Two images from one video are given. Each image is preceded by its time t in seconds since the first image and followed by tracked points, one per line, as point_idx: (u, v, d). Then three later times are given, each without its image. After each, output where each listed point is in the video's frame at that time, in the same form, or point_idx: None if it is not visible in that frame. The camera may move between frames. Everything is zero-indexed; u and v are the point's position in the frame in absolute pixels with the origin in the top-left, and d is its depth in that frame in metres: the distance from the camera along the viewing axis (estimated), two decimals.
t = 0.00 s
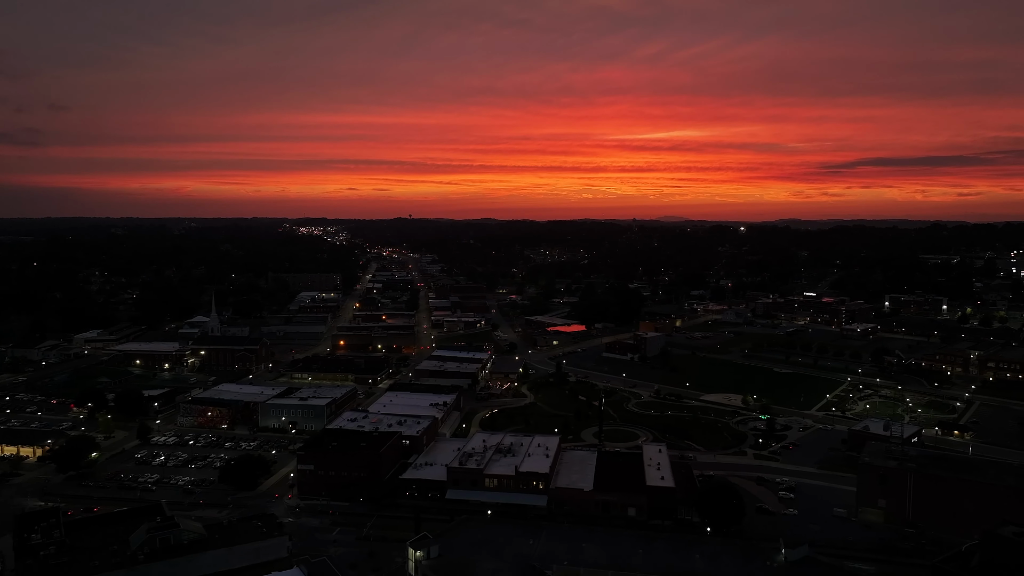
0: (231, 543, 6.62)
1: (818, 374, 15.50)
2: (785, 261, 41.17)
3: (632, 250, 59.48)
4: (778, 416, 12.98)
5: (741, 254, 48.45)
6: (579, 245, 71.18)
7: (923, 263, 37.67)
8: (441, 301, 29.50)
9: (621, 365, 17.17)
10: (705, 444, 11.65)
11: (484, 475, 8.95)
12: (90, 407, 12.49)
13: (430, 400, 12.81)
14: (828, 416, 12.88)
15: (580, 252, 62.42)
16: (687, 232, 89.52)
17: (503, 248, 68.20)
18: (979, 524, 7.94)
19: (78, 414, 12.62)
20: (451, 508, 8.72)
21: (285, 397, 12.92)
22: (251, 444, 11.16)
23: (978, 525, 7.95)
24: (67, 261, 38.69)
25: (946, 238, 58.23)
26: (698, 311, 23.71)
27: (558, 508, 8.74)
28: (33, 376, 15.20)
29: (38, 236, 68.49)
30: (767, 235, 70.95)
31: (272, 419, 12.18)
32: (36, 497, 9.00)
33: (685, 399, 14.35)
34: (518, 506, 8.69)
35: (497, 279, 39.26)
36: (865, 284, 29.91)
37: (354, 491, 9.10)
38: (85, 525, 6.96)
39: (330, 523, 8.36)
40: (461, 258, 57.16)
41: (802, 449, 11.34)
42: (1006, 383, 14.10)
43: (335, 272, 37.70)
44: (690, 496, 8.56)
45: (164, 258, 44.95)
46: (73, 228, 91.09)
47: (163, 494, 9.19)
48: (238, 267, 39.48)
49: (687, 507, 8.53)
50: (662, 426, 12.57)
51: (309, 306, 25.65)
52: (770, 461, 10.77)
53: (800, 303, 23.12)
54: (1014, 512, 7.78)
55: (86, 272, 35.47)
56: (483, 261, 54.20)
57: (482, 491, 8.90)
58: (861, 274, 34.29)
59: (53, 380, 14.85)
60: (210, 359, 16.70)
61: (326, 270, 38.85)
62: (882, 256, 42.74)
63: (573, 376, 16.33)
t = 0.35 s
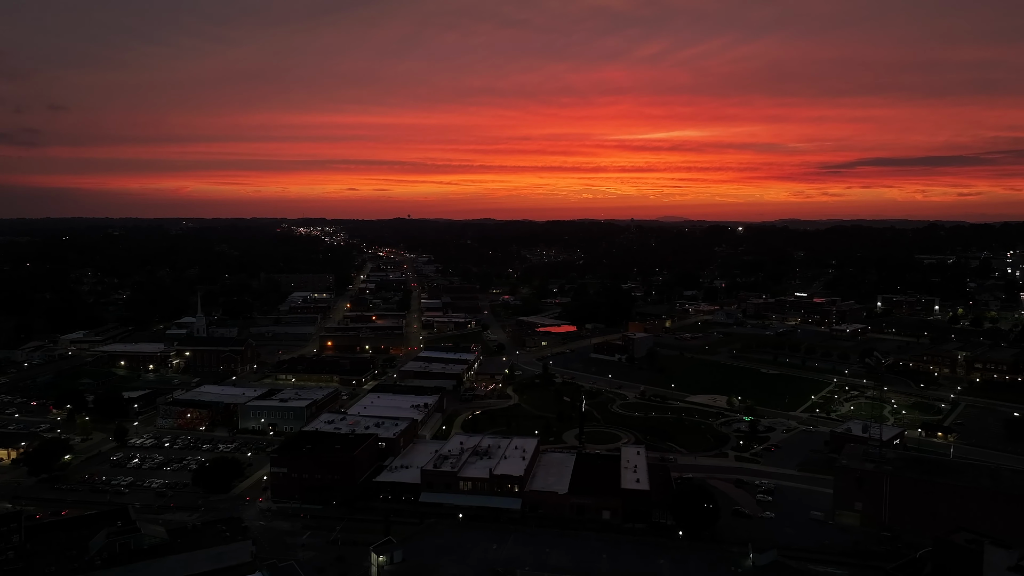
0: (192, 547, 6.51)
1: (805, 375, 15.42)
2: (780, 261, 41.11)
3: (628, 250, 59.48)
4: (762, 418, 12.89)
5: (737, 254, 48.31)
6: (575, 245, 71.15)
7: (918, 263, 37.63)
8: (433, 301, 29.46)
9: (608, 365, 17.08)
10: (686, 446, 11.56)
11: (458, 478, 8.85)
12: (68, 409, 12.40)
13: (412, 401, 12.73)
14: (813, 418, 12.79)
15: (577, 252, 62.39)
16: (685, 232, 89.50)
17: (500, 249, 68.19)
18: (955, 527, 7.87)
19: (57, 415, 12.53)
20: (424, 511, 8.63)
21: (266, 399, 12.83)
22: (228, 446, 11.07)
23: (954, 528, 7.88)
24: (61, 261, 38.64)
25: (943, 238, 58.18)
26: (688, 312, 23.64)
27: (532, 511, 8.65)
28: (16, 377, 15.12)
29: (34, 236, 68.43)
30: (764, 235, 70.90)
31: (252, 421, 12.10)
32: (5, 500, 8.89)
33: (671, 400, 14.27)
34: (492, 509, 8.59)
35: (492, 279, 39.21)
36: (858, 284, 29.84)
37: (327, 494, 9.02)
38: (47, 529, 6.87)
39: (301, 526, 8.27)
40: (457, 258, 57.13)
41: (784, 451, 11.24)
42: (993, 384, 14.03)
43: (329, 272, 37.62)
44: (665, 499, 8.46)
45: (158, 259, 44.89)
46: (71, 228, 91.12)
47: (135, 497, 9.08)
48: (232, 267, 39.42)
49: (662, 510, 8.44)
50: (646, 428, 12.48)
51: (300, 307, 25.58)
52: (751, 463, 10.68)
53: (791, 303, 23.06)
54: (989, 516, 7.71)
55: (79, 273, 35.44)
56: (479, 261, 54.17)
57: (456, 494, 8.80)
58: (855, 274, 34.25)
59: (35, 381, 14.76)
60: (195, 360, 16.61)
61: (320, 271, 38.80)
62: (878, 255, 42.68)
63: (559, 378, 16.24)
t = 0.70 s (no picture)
0: (154, 553, 6.42)
1: (792, 376, 15.34)
2: (775, 261, 41.04)
3: (625, 250, 59.40)
4: (747, 419, 12.81)
5: (733, 254, 48.31)
6: (572, 245, 71.09)
7: (913, 263, 37.54)
8: (426, 301, 29.42)
9: (595, 366, 17.00)
10: (669, 447, 11.49)
11: (433, 480, 8.77)
12: (48, 410, 12.32)
13: (393, 403, 12.65)
14: (798, 419, 12.71)
15: (573, 252, 62.31)
16: (682, 232, 89.42)
17: (496, 249, 68.09)
18: (931, 531, 7.80)
19: (36, 417, 12.45)
20: (398, 514, 8.55)
21: (247, 400, 12.74)
22: (206, 448, 10.99)
23: (930, 531, 7.81)
24: (54, 262, 38.57)
25: (940, 238, 58.12)
26: (679, 312, 23.57)
27: (506, 514, 8.57)
28: None
29: (30, 236, 68.33)
30: (761, 235, 70.78)
31: (231, 422, 12.01)
32: None
33: (656, 402, 14.19)
34: (466, 512, 8.51)
35: (486, 279, 39.13)
36: (852, 285, 29.74)
37: (301, 497, 8.95)
38: (8, 533, 6.78)
39: (272, 530, 8.20)
40: (453, 258, 57.07)
41: (766, 453, 11.15)
42: (980, 385, 13.95)
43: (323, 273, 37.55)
44: (641, 503, 8.36)
45: (153, 258, 44.84)
46: (68, 228, 91.03)
47: (107, 500, 8.99)
48: (226, 267, 39.34)
49: (637, 514, 8.35)
50: (629, 430, 12.39)
51: (290, 307, 25.48)
52: (733, 465, 10.60)
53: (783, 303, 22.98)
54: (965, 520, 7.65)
55: (72, 274, 35.34)
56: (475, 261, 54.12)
57: (430, 497, 8.71)
58: (849, 274, 34.15)
59: (17, 382, 14.67)
60: (181, 361, 16.53)
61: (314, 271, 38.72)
62: (873, 255, 42.63)
63: (546, 379, 16.14)
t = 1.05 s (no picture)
0: (113, 559, 6.29)
1: (780, 377, 15.23)
2: (770, 261, 40.94)
3: (621, 250, 59.29)
4: (732, 421, 12.70)
5: (729, 254, 48.20)
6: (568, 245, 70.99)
7: (908, 263, 37.43)
8: (418, 302, 29.34)
9: (583, 367, 16.90)
10: (651, 449, 11.39)
11: (407, 484, 8.66)
12: (26, 413, 12.21)
13: (375, 404, 12.55)
14: (783, 421, 12.61)
15: (569, 252, 62.19)
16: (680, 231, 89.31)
17: (493, 249, 67.96)
18: (909, 536, 7.70)
19: (15, 419, 12.34)
20: (371, 518, 8.45)
21: (228, 402, 12.64)
22: (183, 450, 10.88)
23: (909, 536, 7.71)
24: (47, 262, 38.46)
25: (937, 238, 58.02)
26: (670, 312, 23.47)
27: (481, 518, 8.47)
28: None
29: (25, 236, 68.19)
30: (758, 235, 70.62)
31: (211, 425, 11.90)
32: None
33: (642, 403, 14.08)
34: (440, 516, 8.41)
35: (481, 279, 39.02)
36: (846, 285, 29.63)
37: (275, 500, 8.85)
38: None
39: (243, 534, 8.10)
40: (449, 258, 56.98)
41: (749, 455, 11.05)
42: (968, 386, 13.86)
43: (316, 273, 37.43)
44: (616, 507, 8.26)
45: (147, 258, 44.71)
46: (65, 228, 90.89)
47: (79, 503, 8.88)
48: (219, 267, 39.22)
49: (613, 518, 8.26)
50: (613, 432, 12.29)
51: (280, 307, 25.38)
52: (715, 468, 10.50)
53: (774, 304, 22.86)
54: (942, 524, 7.55)
55: (63, 274, 35.23)
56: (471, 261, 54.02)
57: (405, 501, 8.61)
58: (844, 274, 34.03)
59: None
60: (166, 362, 16.42)
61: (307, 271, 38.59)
62: (869, 255, 42.53)
63: (533, 380, 16.03)
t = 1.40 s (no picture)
0: (70, 565, 6.20)
1: (768, 378, 15.08)
2: (765, 261, 40.81)
3: (618, 250, 59.14)
4: (716, 423, 12.57)
5: (725, 254, 48.04)
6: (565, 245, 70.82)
7: (904, 263, 37.29)
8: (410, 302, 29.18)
9: (570, 368, 16.77)
10: (632, 452, 11.26)
11: (379, 488, 8.53)
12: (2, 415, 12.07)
13: (355, 406, 12.41)
14: (768, 422, 12.47)
15: (566, 252, 62.03)
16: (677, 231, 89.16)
17: (489, 248, 67.83)
18: (885, 540, 7.58)
19: None
20: (343, 522, 8.33)
21: (207, 404, 12.52)
22: (159, 453, 10.75)
23: (886, 540, 7.58)
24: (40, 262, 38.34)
25: (934, 238, 57.90)
26: (662, 313, 23.32)
27: (454, 523, 8.36)
28: None
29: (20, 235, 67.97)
30: (755, 235, 70.44)
31: (189, 427, 11.78)
32: None
33: (627, 405, 13.95)
34: (412, 521, 8.28)
35: (475, 279, 38.89)
36: (840, 285, 29.48)
37: (245, 503, 8.73)
38: None
39: (211, 538, 7.99)
40: (445, 258, 56.85)
41: (731, 457, 10.91)
42: (956, 388, 13.73)
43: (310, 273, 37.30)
44: (590, 511, 8.13)
45: (140, 258, 44.58)
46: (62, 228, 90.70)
47: (47, 507, 8.76)
48: (213, 267, 39.09)
49: (586, 522, 8.13)
50: (595, 434, 12.17)
51: (270, 308, 25.26)
52: (695, 471, 10.37)
53: (766, 304, 22.73)
54: (918, 528, 7.42)
55: (55, 274, 35.11)
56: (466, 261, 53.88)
57: (377, 505, 8.48)
58: (839, 274, 33.89)
59: None
60: (149, 363, 16.29)
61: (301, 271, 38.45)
62: (865, 255, 42.37)
63: (519, 381, 15.91)
